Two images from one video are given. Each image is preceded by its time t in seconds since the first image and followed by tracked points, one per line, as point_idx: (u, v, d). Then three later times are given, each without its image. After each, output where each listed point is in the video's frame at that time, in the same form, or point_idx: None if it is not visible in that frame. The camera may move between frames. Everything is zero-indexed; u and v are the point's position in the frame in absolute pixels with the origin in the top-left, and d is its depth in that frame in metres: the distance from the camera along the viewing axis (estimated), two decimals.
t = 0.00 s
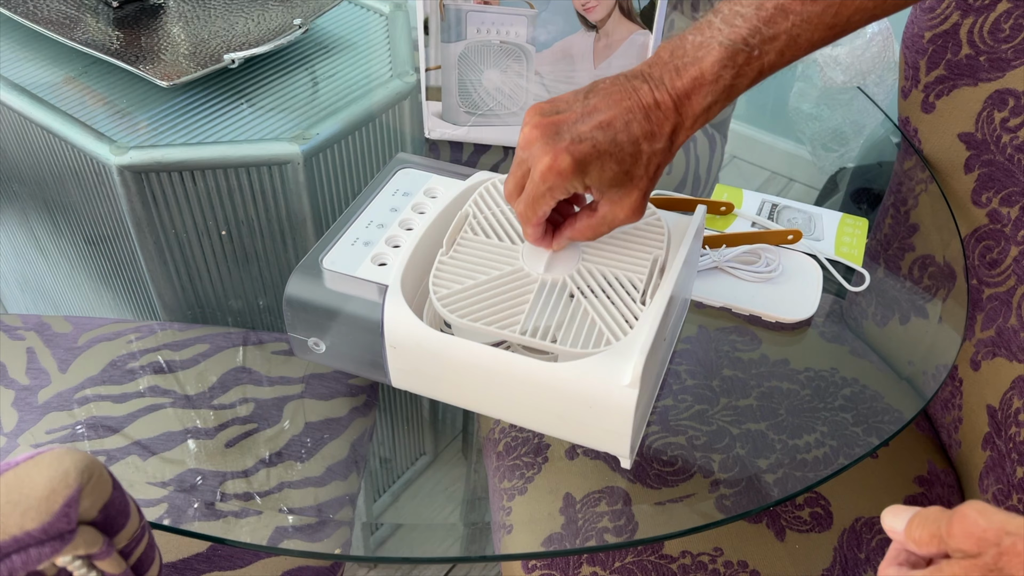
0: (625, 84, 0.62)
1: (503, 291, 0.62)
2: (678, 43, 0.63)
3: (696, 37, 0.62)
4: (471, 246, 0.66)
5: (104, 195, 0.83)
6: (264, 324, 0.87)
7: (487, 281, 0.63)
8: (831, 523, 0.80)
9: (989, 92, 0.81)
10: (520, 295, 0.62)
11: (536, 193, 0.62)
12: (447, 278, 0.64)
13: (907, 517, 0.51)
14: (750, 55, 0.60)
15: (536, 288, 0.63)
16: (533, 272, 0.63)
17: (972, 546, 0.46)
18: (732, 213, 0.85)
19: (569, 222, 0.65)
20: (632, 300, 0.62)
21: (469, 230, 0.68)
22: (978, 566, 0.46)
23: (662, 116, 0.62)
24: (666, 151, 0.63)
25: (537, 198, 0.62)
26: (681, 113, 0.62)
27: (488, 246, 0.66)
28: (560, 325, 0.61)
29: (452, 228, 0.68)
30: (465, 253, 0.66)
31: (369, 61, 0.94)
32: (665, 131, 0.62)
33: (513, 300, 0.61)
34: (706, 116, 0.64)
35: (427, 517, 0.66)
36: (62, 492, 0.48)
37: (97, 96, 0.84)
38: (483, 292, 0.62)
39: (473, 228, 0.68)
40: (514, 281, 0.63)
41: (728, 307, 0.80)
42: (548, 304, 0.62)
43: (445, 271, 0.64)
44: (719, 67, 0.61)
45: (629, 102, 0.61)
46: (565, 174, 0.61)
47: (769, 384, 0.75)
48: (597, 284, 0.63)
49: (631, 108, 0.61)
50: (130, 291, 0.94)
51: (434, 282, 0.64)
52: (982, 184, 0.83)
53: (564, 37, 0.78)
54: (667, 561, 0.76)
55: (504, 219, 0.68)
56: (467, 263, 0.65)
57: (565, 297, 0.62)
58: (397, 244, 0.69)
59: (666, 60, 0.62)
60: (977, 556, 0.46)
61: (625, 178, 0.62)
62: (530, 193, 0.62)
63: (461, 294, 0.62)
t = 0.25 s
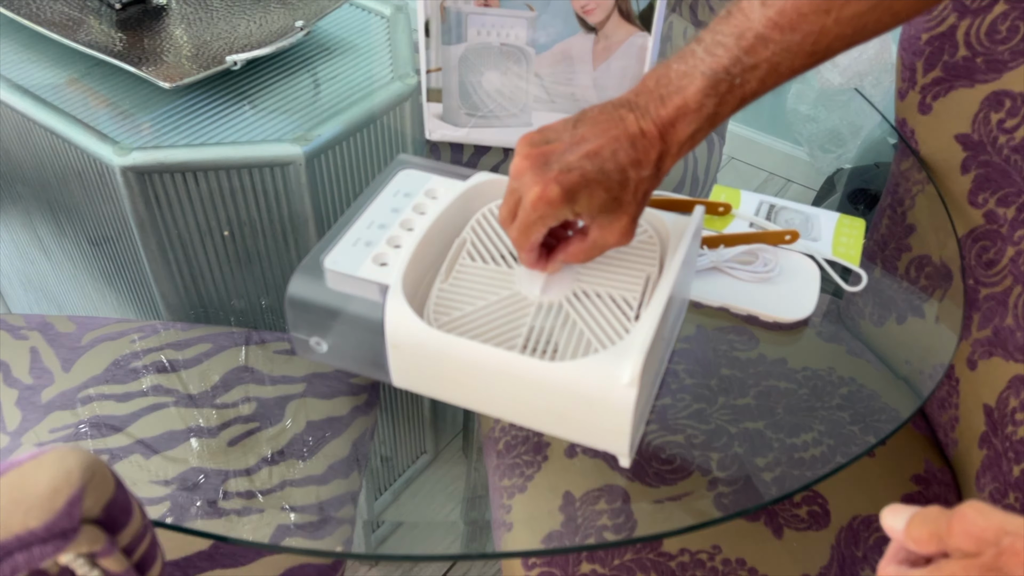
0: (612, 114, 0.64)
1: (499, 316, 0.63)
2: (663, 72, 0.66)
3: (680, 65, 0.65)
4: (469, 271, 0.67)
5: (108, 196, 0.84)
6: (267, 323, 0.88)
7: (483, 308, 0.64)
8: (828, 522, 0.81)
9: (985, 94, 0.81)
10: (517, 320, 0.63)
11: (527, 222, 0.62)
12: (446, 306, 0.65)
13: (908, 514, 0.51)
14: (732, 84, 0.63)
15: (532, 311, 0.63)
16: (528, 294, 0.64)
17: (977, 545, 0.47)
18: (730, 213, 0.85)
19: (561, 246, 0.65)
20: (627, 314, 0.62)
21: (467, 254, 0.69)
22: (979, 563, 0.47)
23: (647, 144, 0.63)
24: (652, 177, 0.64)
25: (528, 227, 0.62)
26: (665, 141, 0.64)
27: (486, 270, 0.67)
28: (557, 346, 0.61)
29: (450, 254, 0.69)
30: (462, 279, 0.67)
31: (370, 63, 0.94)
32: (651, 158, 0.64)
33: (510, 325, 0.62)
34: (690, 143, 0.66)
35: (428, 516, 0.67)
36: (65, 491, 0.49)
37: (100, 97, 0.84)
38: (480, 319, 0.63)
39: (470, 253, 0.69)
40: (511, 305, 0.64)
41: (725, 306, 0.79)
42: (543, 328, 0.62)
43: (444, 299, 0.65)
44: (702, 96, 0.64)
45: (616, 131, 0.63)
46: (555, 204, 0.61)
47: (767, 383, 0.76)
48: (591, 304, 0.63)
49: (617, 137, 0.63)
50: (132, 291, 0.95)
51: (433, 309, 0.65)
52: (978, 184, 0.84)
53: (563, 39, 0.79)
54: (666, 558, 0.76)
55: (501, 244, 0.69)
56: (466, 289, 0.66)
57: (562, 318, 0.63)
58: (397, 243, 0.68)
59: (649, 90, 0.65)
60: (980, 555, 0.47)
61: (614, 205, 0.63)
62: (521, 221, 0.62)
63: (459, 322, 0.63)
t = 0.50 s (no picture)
0: (613, 119, 0.64)
1: (498, 317, 0.63)
2: (664, 80, 0.66)
3: (680, 74, 0.65)
4: (469, 273, 0.67)
5: (108, 196, 0.84)
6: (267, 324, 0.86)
7: (482, 307, 0.64)
8: (829, 522, 0.81)
9: (985, 94, 0.81)
10: (516, 320, 0.63)
11: (526, 224, 0.62)
12: (442, 306, 0.65)
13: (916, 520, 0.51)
14: (732, 92, 0.64)
15: (529, 313, 0.63)
16: (526, 296, 0.64)
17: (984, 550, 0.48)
18: (730, 213, 0.85)
19: (559, 250, 0.65)
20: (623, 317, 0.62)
21: (466, 258, 0.69)
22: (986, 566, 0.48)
23: (648, 150, 0.63)
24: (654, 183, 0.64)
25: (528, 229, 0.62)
26: (666, 148, 0.64)
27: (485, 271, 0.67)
28: (554, 345, 0.61)
29: (449, 258, 0.69)
30: (462, 280, 0.67)
31: (369, 63, 0.94)
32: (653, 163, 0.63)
33: (507, 325, 0.62)
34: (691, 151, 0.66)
35: (428, 516, 0.67)
36: (65, 491, 0.49)
37: (100, 97, 0.84)
38: (479, 320, 0.63)
39: (470, 256, 0.69)
40: (509, 307, 0.64)
41: (725, 307, 0.79)
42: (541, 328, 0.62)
43: (442, 300, 0.65)
44: (702, 104, 0.64)
45: (617, 137, 0.63)
46: (555, 207, 0.61)
47: (767, 383, 0.76)
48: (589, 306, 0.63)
49: (618, 143, 0.63)
50: (132, 291, 0.95)
51: (431, 309, 0.65)
52: (978, 184, 0.84)
53: (563, 39, 0.79)
54: (666, 558, 0.76)
55: (501, 247, 0.69)
56: (464, 290, 0.66)
57: (558, 320, 0.63)
58: (397, 243, 0.68)
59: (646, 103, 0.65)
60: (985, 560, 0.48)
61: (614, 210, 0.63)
62: (520, 224, 0.62)
63: (457, 322, 0.63)
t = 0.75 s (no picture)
0: (619, 125, 0.65)
1: (495, 318, 0.63)
2: (669, 87, 0.66)
3: (685, 82, 0.65)
4: (468, 273, 0.67)
5: (108, 196, 0.84)
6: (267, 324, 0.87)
7: (481, 308, 0.64)
8: (829, 522, 0.81)
9: (985, 94, 0.81)
10: (513, 321, 0.63)
11: (528, 226, 0.62)
12: (442, 306, 0.65)
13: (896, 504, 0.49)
14: (736, 100, 0.64)
15: (527, 314, 0.63)
16: (524, 297, 0.64)
17: (967, 532, 0.47)
18: (730, 213, 0.85)
19: (559, 253, 0.65)
20: (621, 320, 0.62)
21: (467, 258, 0.69)
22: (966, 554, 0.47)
23: (653, 157, 0.64)
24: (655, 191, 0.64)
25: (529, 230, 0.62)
26: (672, 156, 0.64)
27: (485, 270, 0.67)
28: (552, 346, 0.61)
29: (449, 258, 0.69)
30: (461, 281, 0.67)
31: (369, 63, 0.94)
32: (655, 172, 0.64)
33: (505, 326, 0.62)
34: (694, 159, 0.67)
35: (428, 516, 0.68)
36: (65, 491, 0.49)
37: (100, 97, 0.84)
38: (477, 321, 0.63)
39: (470, 256, 0.69)
40: (507, 308, 0.64)
41: (725, 306, 0.79)
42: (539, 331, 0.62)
43: (442, 300, 0.65)
44: (707, 112, 0.64)
45: (622, 143, 0.64)
46: (558, 210, 0.61)
47: (767, 383, 0.76)
48: (586, 309, 0.63)
49: (624, 149, 0.63)
50: (133, 291, 0.95)
51: (430, 309, 0.65)
52: (978, 184, 0.84)
53: (563, 39, 0.79)
54: (666, 559, 0.76)
55: (501, 247, 0.69)
56: (464, 291, 0.66)
57: (558, 320, 0.63)
58: (397, 243, 0.68)
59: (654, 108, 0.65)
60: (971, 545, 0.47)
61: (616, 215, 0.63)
62: (522, 225, 0.62)
63: (456, 323, 0.63)
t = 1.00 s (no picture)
0: (624, 132, 0.65)
1: (493, 320, 0.63)
2: (673, 95, 0.66)
3: (689, 89, 0.65)
4: (466, 274, 0.67)
5: (108, 196, 0.84)
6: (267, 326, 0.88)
7: (479, 308, 0.64)
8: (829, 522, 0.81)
9: (985, 94, 0.81)
10: (511, 323, 0.63)
11: (528, 225, 0.62)
12: (439, 306, 0.65)
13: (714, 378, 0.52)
14: (741, 109, 0.63)
15: (525, 316, 0.63)
16: (522, 299, 0.64)
17: (787, 414, 0.50)
18: (730, 213, 0.85)
19: (559, 255, 0.66)
20: (618, 326, 0.62)
21: (466, 258, 0.69)
22: (797, 440, 0.49)
23: (655, 163, 0.64)
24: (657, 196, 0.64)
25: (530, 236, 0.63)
26: (675, 163, 0.64)
27: (484, 272, 0.67)
28: (548, 348, 0.61)
29: (448, 256, 0.69)
30: (460, 281, 0.67)
31: (369, 63, 0.94)
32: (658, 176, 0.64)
33: (502, 327, 0.62)
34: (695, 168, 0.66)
35: (428, 516, 0.68)
36: (65, 491, 0.49)
37: (101, 97, 0.84)
38: (474, 322, 0.63)
39: (468, 256, 0.69)
40: (507, 309, 0.64)
41: (725, 306, 0.79)
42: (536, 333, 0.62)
43: (439, 300, 0.65)
44: (711, 120, 0.64)
45: (626, 149, 0.64)
46: (557, 211, 0.62)
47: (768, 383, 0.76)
48: (583, 313, 0.63)
49: (627, 155, 0.64)
50: (133, 292, 0.95)
51: (428, 308, 0.65)
52: (978, 184, 0.84)
53: (563, 39, 0.79)
54: (666, 558, 0.76)
55: (499, 247, 0.69)
56: (462, 291, 0.66)
57: (557, 321, 0.63)
58: (396, 242, 0.68)
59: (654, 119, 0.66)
60: (787, 424, 0.50)
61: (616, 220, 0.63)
62: (522, 225, 0.63)
63: (453, 324, 0.63)
